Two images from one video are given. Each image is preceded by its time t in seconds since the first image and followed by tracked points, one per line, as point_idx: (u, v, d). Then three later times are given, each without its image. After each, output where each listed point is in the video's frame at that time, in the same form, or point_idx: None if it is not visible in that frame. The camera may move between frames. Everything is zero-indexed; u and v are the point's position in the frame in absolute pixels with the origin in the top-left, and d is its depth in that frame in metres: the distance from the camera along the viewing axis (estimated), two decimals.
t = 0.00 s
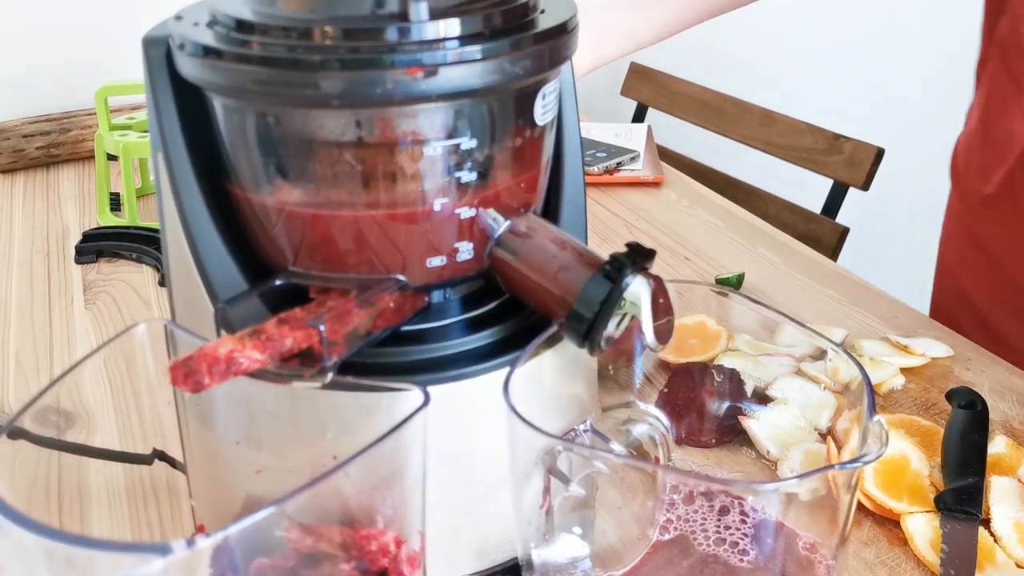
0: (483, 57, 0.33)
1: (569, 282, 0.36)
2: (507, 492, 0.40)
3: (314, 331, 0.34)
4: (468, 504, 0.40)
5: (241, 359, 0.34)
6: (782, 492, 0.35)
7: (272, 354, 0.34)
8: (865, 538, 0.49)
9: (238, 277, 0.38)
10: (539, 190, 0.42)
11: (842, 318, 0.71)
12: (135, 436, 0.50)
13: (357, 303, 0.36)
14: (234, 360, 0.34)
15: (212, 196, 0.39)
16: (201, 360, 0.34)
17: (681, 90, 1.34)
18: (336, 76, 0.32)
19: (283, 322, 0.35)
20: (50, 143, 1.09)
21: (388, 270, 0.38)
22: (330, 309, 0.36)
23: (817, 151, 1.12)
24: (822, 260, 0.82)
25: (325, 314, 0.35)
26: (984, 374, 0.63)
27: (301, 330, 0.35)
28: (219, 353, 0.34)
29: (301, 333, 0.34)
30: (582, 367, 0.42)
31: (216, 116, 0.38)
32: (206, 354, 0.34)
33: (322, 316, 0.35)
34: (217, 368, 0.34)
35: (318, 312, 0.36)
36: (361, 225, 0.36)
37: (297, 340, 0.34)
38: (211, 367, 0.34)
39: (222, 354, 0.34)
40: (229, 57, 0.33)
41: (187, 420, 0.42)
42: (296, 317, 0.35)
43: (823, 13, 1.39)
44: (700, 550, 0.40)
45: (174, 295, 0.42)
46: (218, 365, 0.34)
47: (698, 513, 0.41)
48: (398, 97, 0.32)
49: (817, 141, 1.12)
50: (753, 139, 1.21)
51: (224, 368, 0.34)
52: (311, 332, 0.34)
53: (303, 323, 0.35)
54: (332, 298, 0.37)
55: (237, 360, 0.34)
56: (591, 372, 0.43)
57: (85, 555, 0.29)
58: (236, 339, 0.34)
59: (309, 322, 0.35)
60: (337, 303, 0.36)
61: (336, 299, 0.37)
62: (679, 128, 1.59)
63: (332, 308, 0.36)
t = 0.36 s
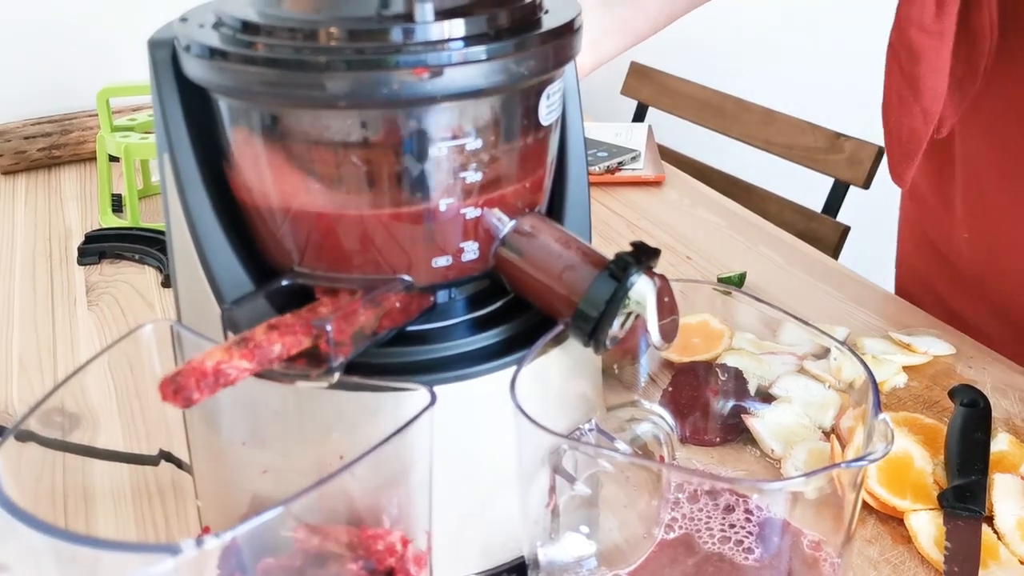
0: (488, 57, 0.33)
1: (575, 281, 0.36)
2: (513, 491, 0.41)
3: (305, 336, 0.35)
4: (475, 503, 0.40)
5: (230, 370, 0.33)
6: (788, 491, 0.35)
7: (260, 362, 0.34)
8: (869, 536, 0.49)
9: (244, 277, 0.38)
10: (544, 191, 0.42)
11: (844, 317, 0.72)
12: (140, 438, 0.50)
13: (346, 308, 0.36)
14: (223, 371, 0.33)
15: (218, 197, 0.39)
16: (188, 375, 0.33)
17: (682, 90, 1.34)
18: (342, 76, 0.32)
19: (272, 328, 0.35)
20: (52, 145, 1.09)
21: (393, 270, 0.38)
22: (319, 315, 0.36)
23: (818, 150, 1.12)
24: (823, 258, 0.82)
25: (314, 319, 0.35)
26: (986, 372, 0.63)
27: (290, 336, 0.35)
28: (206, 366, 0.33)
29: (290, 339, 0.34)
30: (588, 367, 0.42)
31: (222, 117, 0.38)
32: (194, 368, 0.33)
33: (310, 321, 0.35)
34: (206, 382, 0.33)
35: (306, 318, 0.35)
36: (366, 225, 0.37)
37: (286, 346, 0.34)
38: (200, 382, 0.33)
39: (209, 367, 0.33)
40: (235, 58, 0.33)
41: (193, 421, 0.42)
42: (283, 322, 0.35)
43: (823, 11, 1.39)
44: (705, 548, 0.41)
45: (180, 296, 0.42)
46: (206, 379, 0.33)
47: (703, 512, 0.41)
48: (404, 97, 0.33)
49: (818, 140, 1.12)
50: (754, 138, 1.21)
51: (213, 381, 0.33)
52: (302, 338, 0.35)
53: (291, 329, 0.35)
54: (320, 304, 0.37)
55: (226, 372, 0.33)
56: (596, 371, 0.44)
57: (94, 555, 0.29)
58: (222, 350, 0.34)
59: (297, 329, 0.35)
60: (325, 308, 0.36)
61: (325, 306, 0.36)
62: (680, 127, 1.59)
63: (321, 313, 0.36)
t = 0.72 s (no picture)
0: (489, 57, 0.33)
1: (577, 280, 0.36)
2: (517, 491, 0.41)
3: (294, 343, 0.35)
4: (478, 503, 0.40)
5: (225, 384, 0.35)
6: (791, 489, 0.35)
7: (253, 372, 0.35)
8: (872, 533, 0.49)
9: (247, 278, 0.38)
10: (546, 191, 0.42)
11: (845, 315, 0.72)
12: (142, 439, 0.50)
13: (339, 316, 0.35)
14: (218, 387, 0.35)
15: (221, 198, 0.39)
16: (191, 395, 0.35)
17: (681, 89, 1.34)
18: (344, 77, 0.32)
19: (261, 337, 0.35)
20: (52, 146, 1.09)
21: (397, 270, 0.38)
22: (309, 323, 0.35)
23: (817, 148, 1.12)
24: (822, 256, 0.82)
25: (304, 328, 0.35)
26: (987, 370, 0.63)
27: (278, 344, 0.35)
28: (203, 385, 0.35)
29: (279, 347, 0.35)
30: (590, 366, 0.42)
31: (224, 117, 0.38)
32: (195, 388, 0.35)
33: (299, 329, 0.35)
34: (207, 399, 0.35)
35: (297, 326, 0.35)
36: (369, 225, 0.37)
37: (276, 354, 0.35)
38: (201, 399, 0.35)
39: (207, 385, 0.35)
40: (237, 59, 0.33)
41: (197, 419, 0.42)
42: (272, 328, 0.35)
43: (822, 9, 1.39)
44: (708, 547, 0.41)
45: (182, 298, 0.42)
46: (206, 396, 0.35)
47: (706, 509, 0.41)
48: (406, 98, 0.33)
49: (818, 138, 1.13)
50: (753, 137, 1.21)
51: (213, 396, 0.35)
52: (290, 346, 0.35)
53: (280, 337, 0.35)
54: (313, 312, 0.36)
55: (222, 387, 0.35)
56: (598, 370, 0.44)
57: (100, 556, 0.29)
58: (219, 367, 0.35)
59: (286, 337, 0.35)
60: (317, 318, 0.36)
61: (317, 314, 0.36)
62: (680, 125, 1.59)
63: (313, 322, 0.35)
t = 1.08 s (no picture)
0: (495, 59, 0.33)
1: (582, 280, 0.36)
2: (523, 490, 0.41)
3: (285, 348, 0.36)
4: (483, 502, 0.40)
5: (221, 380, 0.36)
6: (796, 488, 0.35)
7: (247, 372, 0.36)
8: (875, 531, 0.49)
9: (253, 279, 0.38)
10: (551, 191, 0.42)
11: (848, 314, 0.72)
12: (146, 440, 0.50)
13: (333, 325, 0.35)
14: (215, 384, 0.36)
15: (227, 199, 0.39)
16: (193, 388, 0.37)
17: (683, 88, 1.34)
18: (350, 78, 0.32)
19: (253, 341, 0.36)
20: (54, 147, 1.10)
21: (402, 271, 0.38)
22: (302, 330, 0.35)
23: (819, 147, 1.13)
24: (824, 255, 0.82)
25: (295, 334, 0.35)
26: (990, 369, 0.63)
27: (269, 348, 0.35)
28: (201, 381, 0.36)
29: (269, 352, 0.36)
30: (595, 366, 0.42)
31: (230, 119, 0.38)
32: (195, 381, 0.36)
33: (292, 333, 0.35)
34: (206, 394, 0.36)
35: (289, 331, 0.35)
36: (375, 226, 0.37)
37: (267, 357, 0.36)
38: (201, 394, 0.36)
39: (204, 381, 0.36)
40: (246, 61, 0.33)
41: (202, 420, 0.42)
42: (266, 331, 0.36)
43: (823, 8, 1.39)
44: (713, 546, 0.41)
45: (188, 298, 0.42)
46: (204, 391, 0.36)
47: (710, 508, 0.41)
48: (413, 99, 0.33)
49: (819, 137, 1.13)
50: (755, 136, 1.21)
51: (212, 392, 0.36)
52: (281, 351, 0.35)
53: (272, 341, 0.36)
54: (309, 315, 0.36)
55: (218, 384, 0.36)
56: (602, 369, 0.44)
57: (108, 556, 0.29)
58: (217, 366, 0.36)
59: (277, 341, 0.35)
60: (310, 326, 0.35)
61: (312, 320, 0.36)
62: (682, 125, 1.60)
63: (305, 329, 0.35)
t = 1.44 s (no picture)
0: (498, 62, 0.33)
1: (586, 284, 0.36)
2: (527, 492, 0.41)
3: (271, 358, 0.35)
4: (487, 504, 0.40)
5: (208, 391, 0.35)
6: (801, 491, 0.35)
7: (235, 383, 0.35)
8: (879, 533, 0.49)
9: (256, 282, 0.38)
10: (555, 194, 0.42)
11: (851, 315, 0.72)
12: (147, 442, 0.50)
13: (321, 334, 0.35)
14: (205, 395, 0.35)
15: (230, 202, 0.39)
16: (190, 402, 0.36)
17: (684, 88, 1.34)
18: (354, 82, 0.32)
19: (238, 351, 0.35)
20: (56, 148, 1.10)
21: (405, 274, 0.38)
22: (289, 339, 0.35)
23: (821, 147, 1.12)
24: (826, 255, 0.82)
25: (283, 343, 0.35)
26: (994, 369, 0.63)
27: (255, 359, 0.35)
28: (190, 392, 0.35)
29: (255, 362, 0.35)
30: (599, 368, 0.42)
31: (234, 122, 0.38)
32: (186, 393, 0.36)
33: (279, 343, 0.35)
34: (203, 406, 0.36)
35: (277, 340, 0.35)
36: (379, 229, 0.37)
37: (252, 367, 0.35)
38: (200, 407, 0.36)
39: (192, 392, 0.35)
40: (249, 65, 0.33)
41: (205, 422, 0.42)
42: (251, 341, 0.35)
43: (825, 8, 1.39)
44: (716, 548, 0.41)
45: (191, 300, 0.42)
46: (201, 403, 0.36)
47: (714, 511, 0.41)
48: (416, 102, 0.33)
49: (821, 137, 1.12)
50: (756, 136, 1.21)
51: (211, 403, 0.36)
52: (266, 361, 0.35)
53: (258, 351, 0.35)
54: (296, 324, 0.36)
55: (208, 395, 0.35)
56: (606, 372, 0.44)
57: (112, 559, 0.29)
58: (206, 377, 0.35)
59: (263, 352, 0.35)
60: (297, 335, 0.35)
61: (299, 329, 0.35)
62: (683, 125, 1.59)
63: (292, 338, 0.35)
